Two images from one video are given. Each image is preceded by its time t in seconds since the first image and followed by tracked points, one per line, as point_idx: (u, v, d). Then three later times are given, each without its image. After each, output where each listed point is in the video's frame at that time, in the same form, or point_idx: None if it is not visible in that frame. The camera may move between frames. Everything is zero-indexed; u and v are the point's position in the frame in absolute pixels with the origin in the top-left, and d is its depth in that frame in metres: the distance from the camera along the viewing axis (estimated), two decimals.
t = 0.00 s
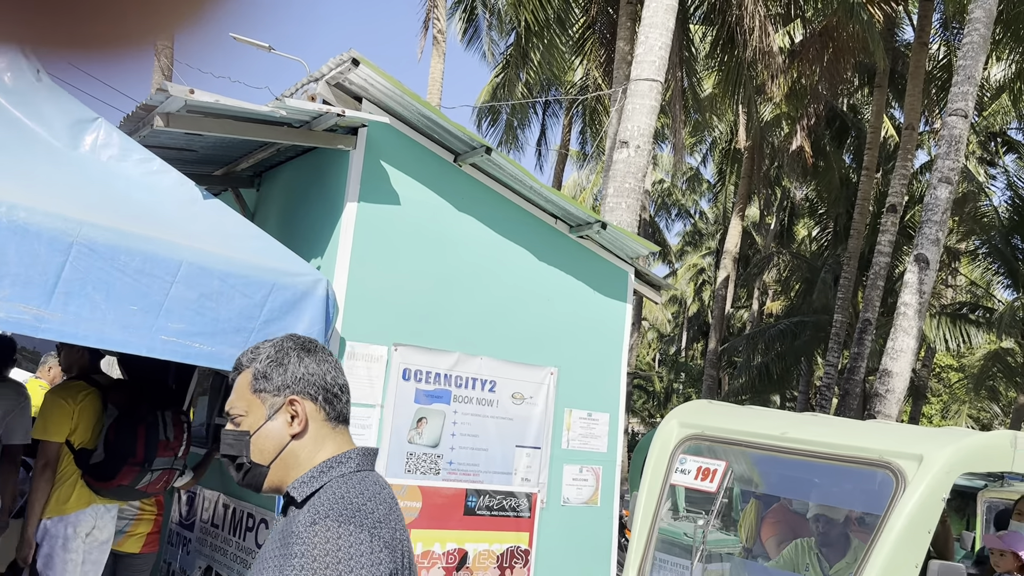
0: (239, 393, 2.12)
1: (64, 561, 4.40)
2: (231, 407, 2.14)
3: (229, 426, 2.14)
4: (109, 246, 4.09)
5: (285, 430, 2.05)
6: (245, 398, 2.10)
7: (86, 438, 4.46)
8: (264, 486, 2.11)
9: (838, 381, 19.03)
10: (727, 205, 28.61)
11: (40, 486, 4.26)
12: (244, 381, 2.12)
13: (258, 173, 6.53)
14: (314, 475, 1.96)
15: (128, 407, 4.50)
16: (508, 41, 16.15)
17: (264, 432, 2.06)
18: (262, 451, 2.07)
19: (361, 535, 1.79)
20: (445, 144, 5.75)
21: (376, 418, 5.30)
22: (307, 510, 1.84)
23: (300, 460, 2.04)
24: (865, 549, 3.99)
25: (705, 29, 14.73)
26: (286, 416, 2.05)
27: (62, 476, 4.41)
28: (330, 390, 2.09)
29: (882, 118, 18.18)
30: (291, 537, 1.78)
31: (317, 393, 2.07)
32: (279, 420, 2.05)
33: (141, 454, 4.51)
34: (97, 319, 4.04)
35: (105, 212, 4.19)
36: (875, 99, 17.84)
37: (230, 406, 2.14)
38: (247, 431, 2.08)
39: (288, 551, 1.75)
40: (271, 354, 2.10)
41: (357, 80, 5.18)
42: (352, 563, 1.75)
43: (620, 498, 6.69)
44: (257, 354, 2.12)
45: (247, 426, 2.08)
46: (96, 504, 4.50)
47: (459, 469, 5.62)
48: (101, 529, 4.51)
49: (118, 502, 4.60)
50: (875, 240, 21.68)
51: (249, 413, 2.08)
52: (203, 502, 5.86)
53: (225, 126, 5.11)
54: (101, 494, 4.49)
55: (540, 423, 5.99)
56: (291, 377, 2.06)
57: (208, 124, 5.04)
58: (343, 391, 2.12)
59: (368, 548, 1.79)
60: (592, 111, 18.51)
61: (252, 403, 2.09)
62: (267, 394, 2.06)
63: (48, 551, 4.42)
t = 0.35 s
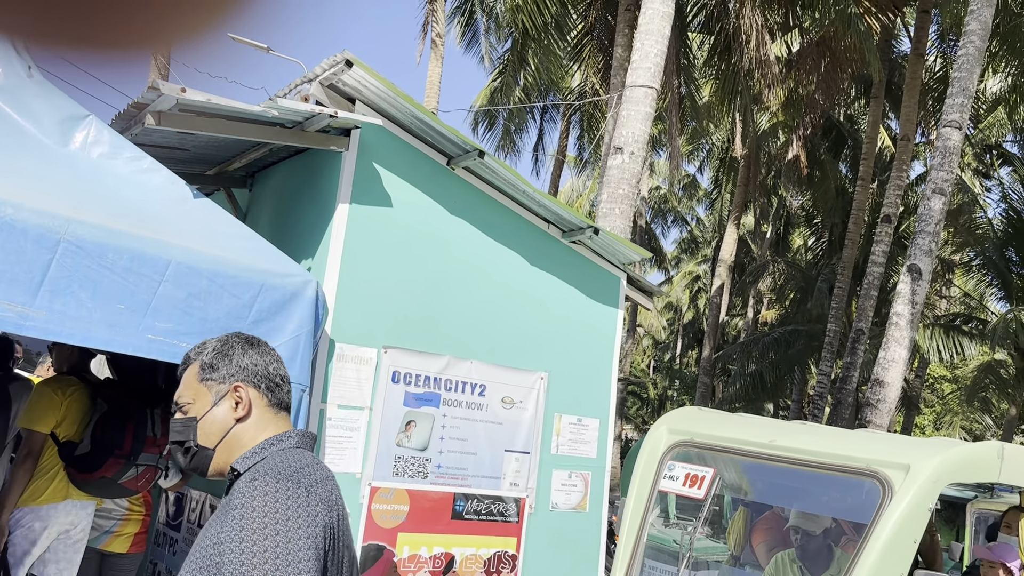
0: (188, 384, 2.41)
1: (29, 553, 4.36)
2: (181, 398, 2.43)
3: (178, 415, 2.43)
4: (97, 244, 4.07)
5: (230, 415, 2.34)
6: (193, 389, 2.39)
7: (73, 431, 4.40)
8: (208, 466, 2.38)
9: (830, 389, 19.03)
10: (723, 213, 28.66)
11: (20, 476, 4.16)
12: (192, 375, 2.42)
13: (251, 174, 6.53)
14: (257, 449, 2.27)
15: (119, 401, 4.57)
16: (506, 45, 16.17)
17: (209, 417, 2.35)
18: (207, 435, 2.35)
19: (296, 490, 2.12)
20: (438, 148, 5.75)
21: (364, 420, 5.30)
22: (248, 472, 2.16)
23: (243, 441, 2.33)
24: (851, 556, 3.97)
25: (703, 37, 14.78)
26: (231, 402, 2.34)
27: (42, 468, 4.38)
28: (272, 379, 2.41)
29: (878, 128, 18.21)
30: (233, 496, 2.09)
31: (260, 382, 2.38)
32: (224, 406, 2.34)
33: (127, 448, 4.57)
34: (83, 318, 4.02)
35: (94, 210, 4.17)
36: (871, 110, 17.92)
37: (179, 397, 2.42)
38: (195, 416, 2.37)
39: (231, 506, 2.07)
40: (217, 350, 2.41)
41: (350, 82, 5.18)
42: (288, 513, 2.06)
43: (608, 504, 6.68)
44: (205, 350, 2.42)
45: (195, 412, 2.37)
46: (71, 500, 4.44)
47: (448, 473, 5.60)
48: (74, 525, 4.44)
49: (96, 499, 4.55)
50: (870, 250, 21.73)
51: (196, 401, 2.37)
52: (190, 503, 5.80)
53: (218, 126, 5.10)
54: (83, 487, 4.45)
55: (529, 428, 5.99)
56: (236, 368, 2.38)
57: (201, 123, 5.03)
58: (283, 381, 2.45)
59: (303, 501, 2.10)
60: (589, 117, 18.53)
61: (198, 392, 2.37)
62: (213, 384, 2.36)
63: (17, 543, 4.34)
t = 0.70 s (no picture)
0: (156, 380, 2.39)
1: None
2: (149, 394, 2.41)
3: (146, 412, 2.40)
4: (86, 238, 4.05)
5: (198, 410, 2.31)
6: (161, 384, 2.37)
7: (40, 424, 4.41)
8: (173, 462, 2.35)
9: (819, 407, 19.07)
10: (717, 227, 28.74)
11: None
12: (160, 371, 2.39)
13: (244, 173, 6.50)
14: (224, 442, 2.23)
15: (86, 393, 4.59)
16: (506, 54, 16.21)
17: (176, 412, 2.32)
18: (175, 430, 2.32)
19: (262, 478, 2.10)
20: (433, 153, 5.73)
21: (350, 425, 5.27)
22: (213, 461, 2.14)
23: (210, 436, 2.30)
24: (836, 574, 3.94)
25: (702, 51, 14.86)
26: (199, 399, 2.32)
27: (9, 462, 4.35)
28: (240, 377, 2.39)
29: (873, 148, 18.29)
30: (199, 483, 2.07)
31: (228, 379, 2.36)
32: (192, 401, 2.32)
33: (96, 438, 4.57)
34: (69, 312, 3.98)
35: (84, 204, 4.15)
36: (867, 129, 18.01)
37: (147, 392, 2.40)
38: (162, 411, 2.35)
39: (197, 493, 2.04)
40: (185, 345, 2.39)
41: (346, 84, 5.17)
42: (255, 500, 2.05)
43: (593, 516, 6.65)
44: (173, 346, 2.40)
45: (163, 407, 2.34)
46: (39, 492, 4.42)
47: (433, 480, 5.57)
48: (43, 518, 4.42)
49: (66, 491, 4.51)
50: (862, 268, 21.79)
51: (164, 396, 2.35)
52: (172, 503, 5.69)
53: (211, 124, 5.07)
54: (52, 479, 4.43)
55: (516, 437, 5.96)
56: (205, 364, 2.35)
57: (194, 121, 5.00)
58: (250, 379, 2.43)
59: (268, 489, 2.10)
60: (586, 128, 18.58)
61: (167, 388, 2.35)
62: (181, 379, 2.33)
63: None
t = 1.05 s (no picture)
0: (145, 377, 2.33)
1: None
2: (137, 390, 2.35)
3: (136, 408, 2.35)
4: (83, 232, 4.01)
5: (190, 409, 2.27)
6: (150, 381, 2.31)
7: None
8: (163, 460, 2.31)
9: (808, 425, 19.08)
10: (711, 242, 28.82)
11: None
12: (150, 368, 2.33)
13: (243, 171, 6.47)
14: (217, 441, 2.19)
15: (35, 379, 4.29)
16: (507, 62, 16.24)
17: (168, 411, 2.27)
18: (166, 428, 2.27)
19: (261, 478, 2.07)
20: (434, 157, 5.70)
21: (342, 428, 5.22)
22: (210, 458, 2.09)
23: (201, 435, 2.26)
24: None
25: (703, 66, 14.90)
26: (192, 397, 2.27)
27: None
28: (233, 376, 2.35)
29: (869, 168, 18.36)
30: (196, 479, 2.02)
31: (220, 377, 2.32)
32: (185, 400, 2.27)
33: (45, 428, 4.27)
34: (63, 305, 3.94)
35: (82, 197, 4.11)
36: (864, 150, 18.07)
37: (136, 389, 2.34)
38: (153, 409, 2.30)
39: (195, 489, 1.99)
40: (176, 343, 2.33)
41: (350, 85, 5.13)
42: (254, 499, 2.01)
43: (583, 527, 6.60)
44: (163, 344, 2.34)
45: (154, 405, 2.29)
46: None
47: (423, 486, 5.52)
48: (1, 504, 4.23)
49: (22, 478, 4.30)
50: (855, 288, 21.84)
51: (155, 394, 2.29)
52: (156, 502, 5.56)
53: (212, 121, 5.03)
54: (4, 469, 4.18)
55: (508, 446, 5.92)
56: (198, 362, 2.30)
57: (195, 117, 4.96)
58: (242, 378, 2.39)
59: (267, 489, 2.06)
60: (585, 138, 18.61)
61: (158, 386, 2.29)
62: (172, 376, 2.28)
63: None
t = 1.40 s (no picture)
0: (135, 380, 2.19)
1: None
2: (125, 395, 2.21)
3: (124, 413, 2.20)
4: (84, 222, 3.88)
5: (184, 414, 2.14)
6: (141, 385, 2.18)
7: None
8: (153, 469, 2.17)
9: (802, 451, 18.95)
10: (709, 262, 28.77)
11: None
12: (140, 370, 2.20)
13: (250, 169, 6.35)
14: (215, 449, 2.05)
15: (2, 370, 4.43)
16: (515, 74, 16.19)
17: (160, 415, 2.13)
18: (158, 435, 2.13)
19: (266, 491, 1.94)
20: (446, 163, 5.59)
21: (340, 436, 5.08)
22: (211, 468, 1.96)
23: (196, 442, 2.12)
24: None
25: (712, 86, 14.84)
26: (185, 401, 2.14)
27: None
28: (228, 378, 2.22)
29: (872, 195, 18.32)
30: (196, 492, 1.89)
31: (216, 380, 2.19)
32: (178, 404, 2.14)
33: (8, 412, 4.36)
34: (60, 297, 3.81)
35: (86, 187, 3.99)
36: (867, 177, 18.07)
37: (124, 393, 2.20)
38: (142, 414, 2.15)
39: (194, 503, 1.86)
40: (167, 344, 2.19)
41: (364, 85, 5.02)
42: (258, 516, 1.88)
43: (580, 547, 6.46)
44: (153, 345, 2.21)
45: (145, 409, 2.15)
46: None
47: (421, 499, 5.38)
48: None
49: None
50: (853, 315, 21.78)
51: (146, 398, 2.16)
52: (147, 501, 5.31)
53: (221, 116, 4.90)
54: None
55: (508, 460, 5.79)
56: (192, 364, 2.17)
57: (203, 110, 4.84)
58: (239, 381, 2.26)
59: (273, 504, 1.93)
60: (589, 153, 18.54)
61: (150, 389, 2.16)
62: (166, 379, 2.15)
63: None
